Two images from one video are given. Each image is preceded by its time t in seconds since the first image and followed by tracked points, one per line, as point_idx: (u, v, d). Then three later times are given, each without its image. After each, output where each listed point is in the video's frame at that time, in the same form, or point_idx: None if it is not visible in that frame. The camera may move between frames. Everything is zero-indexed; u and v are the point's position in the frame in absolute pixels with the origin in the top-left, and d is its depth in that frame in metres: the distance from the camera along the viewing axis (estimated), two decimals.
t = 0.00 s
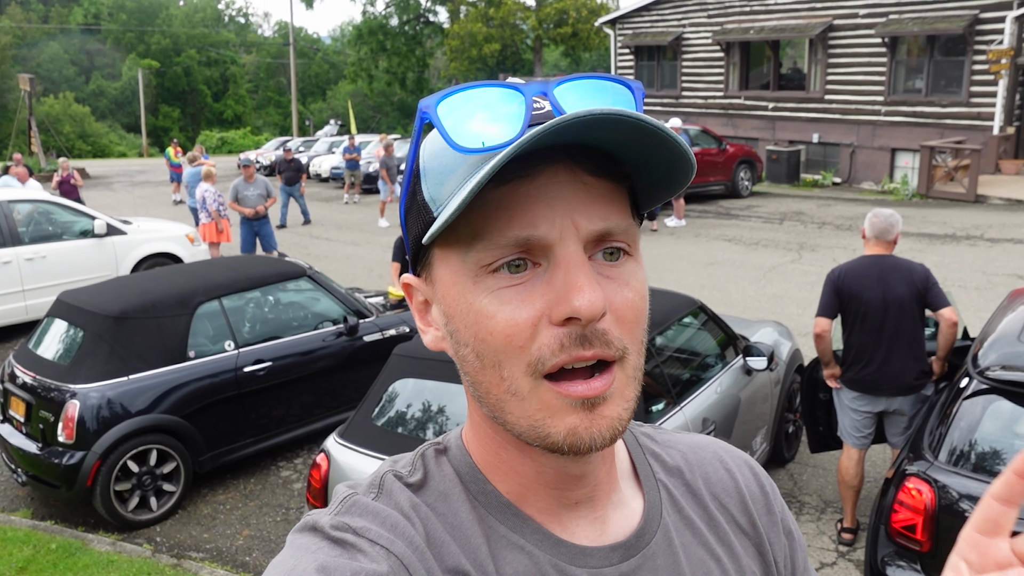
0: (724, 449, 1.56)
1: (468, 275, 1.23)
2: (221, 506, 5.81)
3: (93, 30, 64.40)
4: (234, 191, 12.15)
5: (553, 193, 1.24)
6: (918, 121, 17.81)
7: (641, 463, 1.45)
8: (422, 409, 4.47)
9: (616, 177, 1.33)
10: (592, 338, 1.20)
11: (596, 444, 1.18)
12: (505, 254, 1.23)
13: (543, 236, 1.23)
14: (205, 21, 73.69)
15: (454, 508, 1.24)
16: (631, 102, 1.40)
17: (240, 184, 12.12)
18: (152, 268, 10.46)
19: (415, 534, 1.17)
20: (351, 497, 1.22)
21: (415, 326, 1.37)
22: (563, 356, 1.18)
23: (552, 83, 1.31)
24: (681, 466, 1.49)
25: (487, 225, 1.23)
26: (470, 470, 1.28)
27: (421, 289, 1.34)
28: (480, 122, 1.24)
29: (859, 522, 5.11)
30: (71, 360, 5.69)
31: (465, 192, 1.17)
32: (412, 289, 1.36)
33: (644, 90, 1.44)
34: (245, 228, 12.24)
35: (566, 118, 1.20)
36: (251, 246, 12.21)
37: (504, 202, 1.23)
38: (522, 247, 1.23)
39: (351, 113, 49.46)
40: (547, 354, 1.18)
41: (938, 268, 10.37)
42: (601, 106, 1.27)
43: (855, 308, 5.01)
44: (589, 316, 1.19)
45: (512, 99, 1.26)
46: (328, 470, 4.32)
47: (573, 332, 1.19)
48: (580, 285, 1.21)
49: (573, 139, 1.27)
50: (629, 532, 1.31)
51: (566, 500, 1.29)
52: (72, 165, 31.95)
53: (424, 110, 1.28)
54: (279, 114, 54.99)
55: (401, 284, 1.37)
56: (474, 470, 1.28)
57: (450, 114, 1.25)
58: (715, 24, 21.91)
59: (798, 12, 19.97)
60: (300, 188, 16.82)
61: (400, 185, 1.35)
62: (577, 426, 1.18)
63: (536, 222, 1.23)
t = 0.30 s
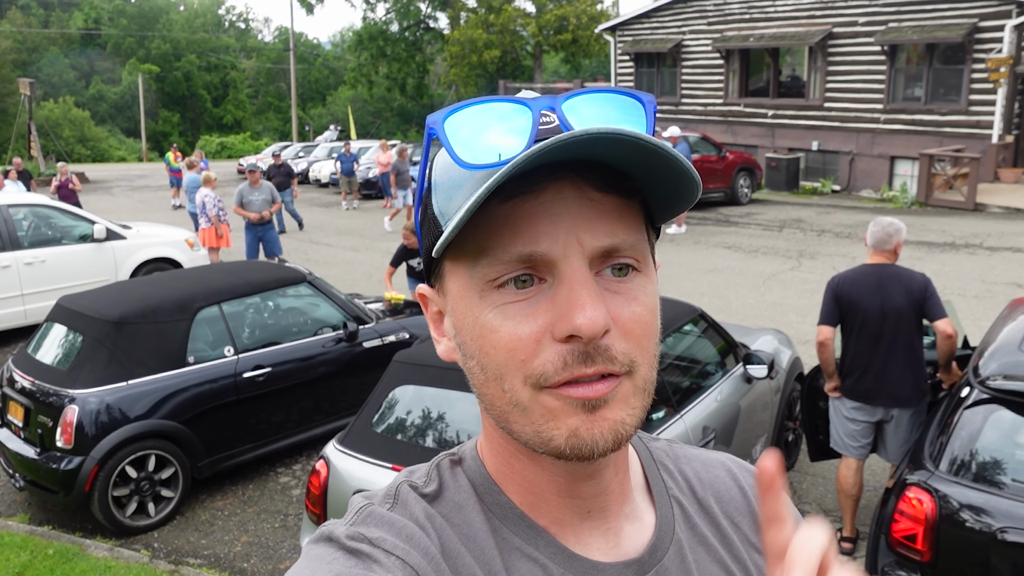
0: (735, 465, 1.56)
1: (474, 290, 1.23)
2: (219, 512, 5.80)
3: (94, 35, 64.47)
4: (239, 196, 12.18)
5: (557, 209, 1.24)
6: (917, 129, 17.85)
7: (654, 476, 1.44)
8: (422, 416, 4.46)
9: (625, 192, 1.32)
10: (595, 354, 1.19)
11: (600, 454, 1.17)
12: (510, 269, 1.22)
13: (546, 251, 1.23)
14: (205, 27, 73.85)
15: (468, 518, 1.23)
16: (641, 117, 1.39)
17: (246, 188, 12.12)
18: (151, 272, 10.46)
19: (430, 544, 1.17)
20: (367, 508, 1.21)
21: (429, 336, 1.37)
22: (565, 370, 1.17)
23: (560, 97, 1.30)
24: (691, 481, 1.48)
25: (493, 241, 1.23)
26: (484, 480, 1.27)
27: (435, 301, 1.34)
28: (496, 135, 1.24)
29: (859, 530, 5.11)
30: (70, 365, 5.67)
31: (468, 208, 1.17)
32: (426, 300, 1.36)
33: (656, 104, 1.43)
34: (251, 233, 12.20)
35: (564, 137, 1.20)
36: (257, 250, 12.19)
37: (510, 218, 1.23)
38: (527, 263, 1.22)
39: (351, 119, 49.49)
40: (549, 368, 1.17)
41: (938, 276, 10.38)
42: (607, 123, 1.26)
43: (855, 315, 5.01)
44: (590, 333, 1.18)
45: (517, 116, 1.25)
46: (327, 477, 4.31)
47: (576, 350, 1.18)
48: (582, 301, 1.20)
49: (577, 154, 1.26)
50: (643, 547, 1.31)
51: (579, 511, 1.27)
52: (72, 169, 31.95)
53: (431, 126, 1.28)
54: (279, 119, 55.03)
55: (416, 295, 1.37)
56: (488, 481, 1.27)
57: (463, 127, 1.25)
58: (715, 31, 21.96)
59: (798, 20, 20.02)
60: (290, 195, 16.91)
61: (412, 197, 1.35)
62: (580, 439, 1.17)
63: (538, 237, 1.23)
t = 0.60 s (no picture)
0: (743, 464, 1.56)
1: (484, 294, 1.25)
2: (210, 518, 5.78)
3: (85, 38, 64.26)
4: (234, 200, 12.14)
5: (565, 214, 1.25)
6: (907, 137, 17.95)
7: (662, 477, 1.44)
8: (415, 421, 4.46)
9: (636, 200, 1.32)
10: (602, 359, 1.19)
11: (607, 458, 1.18)
12: (518, 273, 1.24)
13: (553, 256, 1.23)
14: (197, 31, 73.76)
15: (479, 522, 1.24)
16: (655, 122, 1.39)
17: (241, 193, 12.10)
18: (142, 276, 10.42)
19: (444, 548, 1.17)
20: (380, 511, 1.22)
21: (444, 338, 1.38)
22: (571, 375, 1.18)
23: (571, 103, 1.32)
24: (701, 480, 1.48)
25: (502, 244, 1.24)
26: (497, 485, 1.27)
27: (450, 304, 1.35)
28: (515, 138, 1.26)
29: (850, 536, 5.13)
30: (60, 369, 5.65)
31: (478, 210, 1.19)
32: (441, 303, 1.37)
33: (669, 109, 1.43)
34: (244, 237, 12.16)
35: (571, 143, 1.22)
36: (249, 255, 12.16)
37: (521, 222, 1.24)
38: (534, 267, 1.23)
39: (343, 123, 49.46)
40: (555, 373, 1.18)
41: (927, 283, 10.44)
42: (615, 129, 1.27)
43: (845, 320, 5.04)
44: (595, 338, 1.19)
45: (530, 122, 1.28)
46: (320, 482, 4.30)
47: (582, 354, 1.19)
48: (589, 306, 1.21)
49: (585, 160, 1.27)
50: (652, 549, 1.31)
51: (590, 513, 1.28)
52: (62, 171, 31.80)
53: (443, 129, 1.31)
54: (270, 123, 54.95)
55: (433, 298, 1.38)
56: (500, 485, 1.27)
57: (478, 133, 1.27)
58: (706, 39, 22.05)
59: (789, 28, 20.13)
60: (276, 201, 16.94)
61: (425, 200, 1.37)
62: (586, 443, 1.18)
63: (546, 241, 1.24)
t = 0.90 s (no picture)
0: (741, 468, 1.56)
1: (482, 296, 1.24)
2: (193, 522, 5.73)
3: (69, 38, 63.86)
4: (216, 203, 12.07)
5: (564, 221, 1.25)
6: (891, 144, 18.08)
7: (660, 481, 1.44)
8: (400, 425, 4.44)
9: (636, 207, 1.31)
10: (594, 367, 1.19)
11: (596, 467, 1.17)
12: (515, 277, 1.23)
13: (550, 262, 1.23)
14: (183, 33, 73.43)
15: (478, 525, 1.23)
16: (658, 130, 1.38)
17: (222, 196, 12.02)
18: (126, 279, 10.36)
19: (442, 551, 1.17)
20: (379, 514, 1.21)
21: (445, 337, 1.38)
22: (564, 383, 1.17)
23: (575, 110, 1.32)
24: (698, 484, 1.49)
25: (501, 249, 1.24)
26: (494, 487, 1.27)
27: (451, 304, 1.34)
28: (523, 143, 1.27)
29: (834, 540, 5.16)
30: (42, 372, 5.60)
31: (477, 212, 1.19)
32: (444, 303, 1.37)
33: (673, 118, 1.43)
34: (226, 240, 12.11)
35: (571, 149, 1.21)
36: (232, 258, 12.11)
37: (520, 227, 1.24)
38: (530, 272, 1.23)
39: (329, 126, 49.35)
40: (548, 379, 1.18)
41: (911, 289, 10.51)
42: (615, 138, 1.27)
43: (831, 325, 5.05)
44: (587, 345, 1.18)
45: (534, 126, 1.29)
46: (305, 486, 4.28)
47: (574, 361, 1.18)
48: (582, 313, 1.20)
49: (584, 166, 1.26)
50: (650, 553, 1.31)
51: (586, 517, 1.27)
52: (45, 172, 31.56)
53: (447, 133, 1.31)
54: (256, 125, 54.77)
55: (436, 297, 1.38)
56: (498, 488, 1.26)
57: (486, 137, 1.28)
58: (692, 45, 22.16)
59: (774, 35, 20.25)
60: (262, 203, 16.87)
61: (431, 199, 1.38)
62: (576, 451, 1.17)
63: (544, 248, 1.23)
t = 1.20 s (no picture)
0: (726, 472, 1.56)
1: (469, 298, 1.24)
2: (176, 525, 5.69)
3: (52, 38, 63.38)
4: (194, 205, 12.00)
5: (550, 225, 1.24)
6: (874, 148, 18.20)
7: (647, 484, 1.44)
8: (385, 428, 4.43)
9: (623, 212, 1.30)
10: (578, 371, 1.18)
11: (576, 466, 1.17)
12: (501, 280, 1.23)
13: (536, 267, 1.23)
14: (167, 34, 73.05)
15: (465, 526, 1.23)
16: (646, 134, 1.38)
17: (201, 197, 11.97)
18: (108, 280, 10.29)
19: (429, 553, 1.16)
20: (366, 515, 1.21)
21: (434, 337, 1.37)
22: (547, 385, 1.17)
23: (563, 114, 1.32)
24: (684, 487, 1.48)
25: (488, 250, 1.24)
26: (481, 488, 1.26)
27: (440, 304, 1.34)
28: (514, 145, 1.27)
29: (818, 543, 5.18)
30: (23, 374, 5.55)
31: (465, 214, 1.19)
32: (433, 303, 1.36)
33: (662, 123, 1.42)
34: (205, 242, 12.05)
35: (559, 154, 1.21)
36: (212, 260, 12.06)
37: (505, 230, 1.23)
38: (516, 275, 1.23)
39: (314, 128, 49.23)
40: (532, 383, 1.17)
41: (894, 292, 10.58)
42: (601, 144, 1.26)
43: (814, 326, 5.08)
44: (571, 350, 1.18)
45: (523, 129, 1.28)
46: (289, 489, 4.26)
47: (559, 366, 1.18)
48: (566, 318, 1.20)
49: (569, 171, 1.26)
50: (635, 555, 1.31)
51: (573, 519, 1.27)
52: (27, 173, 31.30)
53: (436, 135, 1.31)
54: (240, 127, 54.55)
55: (425, 297, 1.37)
56: (485, 488, 1.26)
57: (477, 138, 1.28)
58: (677, 49, 22.24)
59: (759, 39, 20.35)
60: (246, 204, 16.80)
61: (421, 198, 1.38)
62: (558, 454, 1.17)
63: (530, 252, 1.23)
